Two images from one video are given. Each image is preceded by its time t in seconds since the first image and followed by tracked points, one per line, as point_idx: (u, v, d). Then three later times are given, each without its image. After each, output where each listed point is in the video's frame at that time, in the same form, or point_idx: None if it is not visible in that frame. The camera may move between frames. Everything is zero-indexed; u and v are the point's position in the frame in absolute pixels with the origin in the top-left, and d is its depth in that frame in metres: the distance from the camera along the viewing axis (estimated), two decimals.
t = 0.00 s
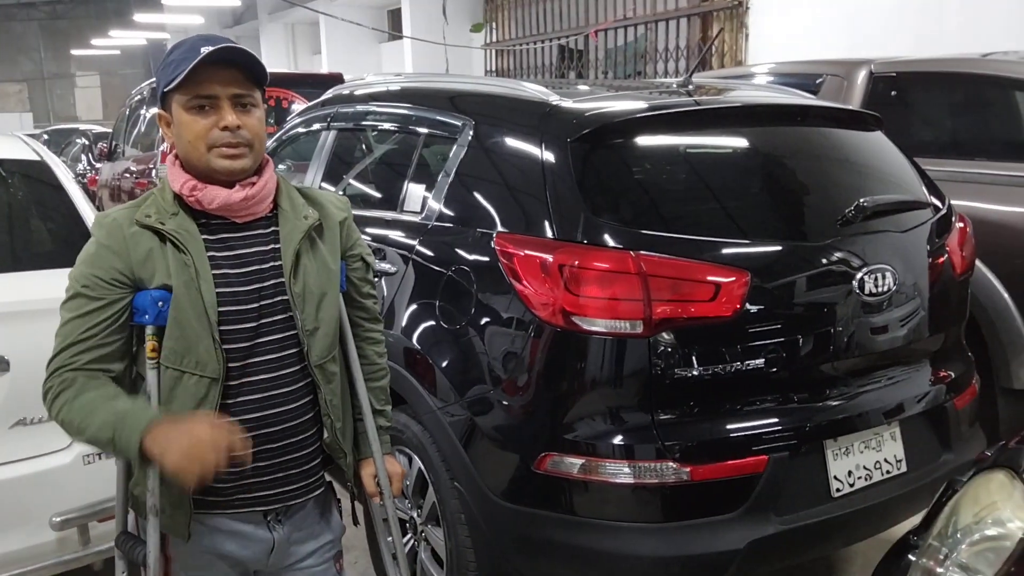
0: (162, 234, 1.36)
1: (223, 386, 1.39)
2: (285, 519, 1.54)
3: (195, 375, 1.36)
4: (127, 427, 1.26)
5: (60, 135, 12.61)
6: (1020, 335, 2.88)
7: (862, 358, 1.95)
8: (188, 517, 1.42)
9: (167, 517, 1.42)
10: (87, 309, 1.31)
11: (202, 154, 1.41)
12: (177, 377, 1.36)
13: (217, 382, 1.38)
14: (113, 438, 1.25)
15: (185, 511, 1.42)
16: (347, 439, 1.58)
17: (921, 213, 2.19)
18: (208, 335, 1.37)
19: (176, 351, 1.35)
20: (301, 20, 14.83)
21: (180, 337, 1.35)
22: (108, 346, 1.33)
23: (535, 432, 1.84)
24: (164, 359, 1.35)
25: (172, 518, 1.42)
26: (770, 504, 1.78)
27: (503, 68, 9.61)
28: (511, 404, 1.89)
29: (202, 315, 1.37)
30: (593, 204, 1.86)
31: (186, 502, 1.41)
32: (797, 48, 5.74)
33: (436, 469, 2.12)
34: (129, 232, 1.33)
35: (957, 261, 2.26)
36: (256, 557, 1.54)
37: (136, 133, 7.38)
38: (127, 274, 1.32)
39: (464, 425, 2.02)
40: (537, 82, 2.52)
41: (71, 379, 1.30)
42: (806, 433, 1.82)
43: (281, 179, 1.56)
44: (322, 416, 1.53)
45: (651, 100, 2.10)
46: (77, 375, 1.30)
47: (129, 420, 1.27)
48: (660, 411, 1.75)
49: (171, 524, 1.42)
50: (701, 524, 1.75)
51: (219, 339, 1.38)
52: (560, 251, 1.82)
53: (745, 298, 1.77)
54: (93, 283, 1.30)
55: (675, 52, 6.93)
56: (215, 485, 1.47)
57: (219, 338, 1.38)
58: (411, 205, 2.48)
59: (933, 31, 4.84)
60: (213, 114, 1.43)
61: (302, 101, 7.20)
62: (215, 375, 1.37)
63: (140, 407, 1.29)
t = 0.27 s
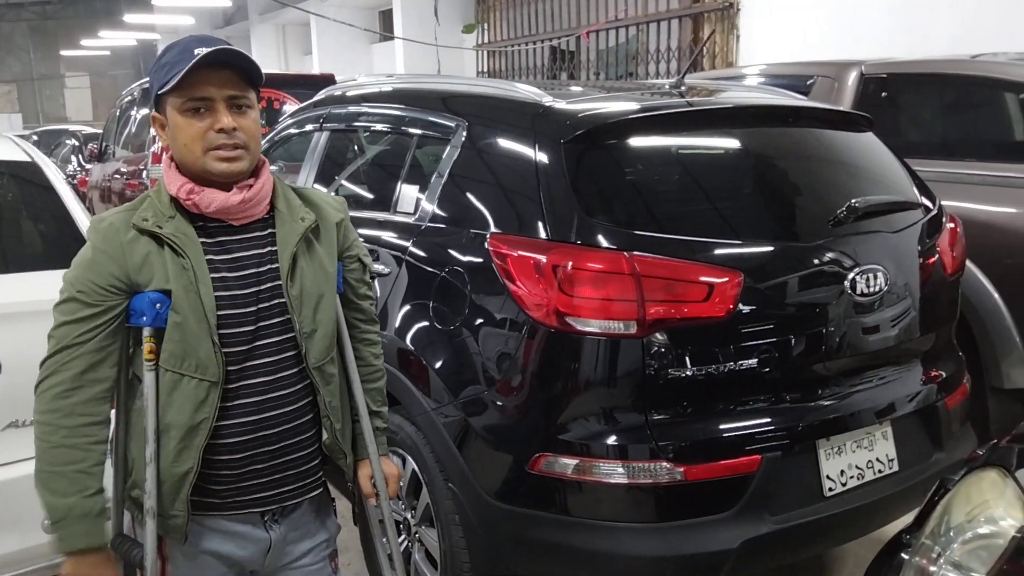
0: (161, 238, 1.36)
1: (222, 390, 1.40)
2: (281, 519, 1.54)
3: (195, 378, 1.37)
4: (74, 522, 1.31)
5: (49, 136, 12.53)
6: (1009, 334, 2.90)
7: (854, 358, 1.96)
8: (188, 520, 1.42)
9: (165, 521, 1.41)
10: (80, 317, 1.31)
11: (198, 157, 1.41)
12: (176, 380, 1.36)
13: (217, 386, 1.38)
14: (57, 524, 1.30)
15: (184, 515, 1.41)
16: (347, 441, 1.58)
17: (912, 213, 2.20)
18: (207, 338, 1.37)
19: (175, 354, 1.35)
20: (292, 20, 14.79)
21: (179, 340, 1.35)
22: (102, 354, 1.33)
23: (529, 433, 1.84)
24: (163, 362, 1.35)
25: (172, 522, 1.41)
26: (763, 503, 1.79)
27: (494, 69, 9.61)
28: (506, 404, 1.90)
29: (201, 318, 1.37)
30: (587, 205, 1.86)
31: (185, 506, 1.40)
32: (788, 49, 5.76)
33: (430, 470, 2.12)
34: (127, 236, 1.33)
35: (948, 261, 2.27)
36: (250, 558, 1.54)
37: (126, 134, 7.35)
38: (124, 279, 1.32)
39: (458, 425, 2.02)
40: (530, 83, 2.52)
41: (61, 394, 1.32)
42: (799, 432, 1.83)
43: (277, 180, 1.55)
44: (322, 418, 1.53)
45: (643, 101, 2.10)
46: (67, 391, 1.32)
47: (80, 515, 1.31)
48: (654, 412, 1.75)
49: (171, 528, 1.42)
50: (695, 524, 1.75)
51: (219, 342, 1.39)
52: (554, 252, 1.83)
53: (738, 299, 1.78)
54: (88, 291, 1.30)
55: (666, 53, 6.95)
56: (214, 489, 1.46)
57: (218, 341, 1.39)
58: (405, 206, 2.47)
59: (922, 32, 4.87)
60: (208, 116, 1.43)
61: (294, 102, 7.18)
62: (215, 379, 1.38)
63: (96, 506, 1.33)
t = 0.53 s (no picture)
0: (150, 242, 1.35)
1: (214, 392, 1.40)
2: (273, 521, 1.54)
3: (188, 380, 1.37)
4: (70, 527, 1.35)
5: (40, 138, 12.47)
6: (1001, 335, 2.92)
7: (847, 359, 1.97)
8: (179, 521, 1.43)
9: (156, 521, 1.42)
10: (76, 322, 1.32)
11: (183, 165, 1.41)
12: (169, 381, 1.37)
13: (209, 387, 1.39)
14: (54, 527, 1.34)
15: (174, 517, 1.42)
16: (340, 443, 1.57)
17: (905, 215, 2.22)
18: (200, 342, 1.37)
19: (168, 355, 1.36)
20: (285, 21, 14.76)
21: (172, 342, 1.35)
22: (100, 358, 1.34)
23: (524, 433, 1.85)
24: (156, 363, 1.36)
25: (162, 524, 1.42)
26: (756, 503, 1.80)
27: (488, 71, 9.63)
28: (501, 405, 1.90)
29: (194, 321, 1.37)
30: (581, 206, 1.86)
31: (175, 507, 1.41)
32: (780, 51, 5.79)
33: (425, 471, 2.12)
34: (118, 240, 1.33)
35: (940, 262, 2.29)
36: (244, 558, 1.54)
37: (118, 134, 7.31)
38: (115, 283, 1.32)
39: (453, 426, 2.02)
40: (524, 84, 2.53)
41: (62, 400, 1.33)
42: (792, 433, 1.84)
43: (269, 181, 1.55)
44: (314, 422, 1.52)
45: (637, 103, 2.11)
46: (66, 397, 1.33)
47: (75, 520, 1.34)
48: (648, 412, 1.76)
49: (162, 529, 1.42)
50: (690, 524, 1.76)
51: (211, 344, 1.39)
52: (549, 253, 1.83)
53: (732, 300, 1.79)
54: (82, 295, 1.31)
55: (659, 55, 6.97)
56: (206, 490, 1.46)
57: (211, 345, 1.38)
58: (399, 207, 2.47)
59: (913, 35, 4.89)
60: (191, 123, 1.42)
61: (287, 102, 7.17)
62: (207, 381, 1.38)
63: (93, 512, 1.36)
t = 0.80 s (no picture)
0: (140, 243, 1.36)
1: (206, 391, 1.40)
2: (268, 520, 1.54)
3: (180, 378, 1.37)
4: (70, 526, 1.33)
5: (35, 137, 12.43)
6: (997, 335, 2.93)
7: (844, 358, 1.97)
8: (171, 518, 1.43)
9: (150, 518, 1.42)
10: (69, 322, 1.31)
11: (162, 172, 1.41)
12: (161, 379, 1.37)
13: (201, 386, 1.39)
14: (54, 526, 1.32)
15: (167, 514, 1.42)
16: (333, 445, 1.57)
17: (901, 215, 2.22)
18: (191, 340, 1.38)
19: (160, 354, 1.36)
20: (281, 20, 14.74)
21: (163, 341, 1.36)
22: (94, 356, 1.33)
23: (521, 433, 1.85)
24: (149, 361, 1.36)
25: (156, 521, 1.42)
26: (753, 502, 1.80)
27: (485, 71, 9.63)
28: (499, 403, 1.90)
29: (184, 320, 1.37)
30: (579, 206, 1.87)
31: (168, 504, 1.41)
32: (777, 52, 5.80)
33: (423, 470, 2.12)
34: (108, 241, 1.34)
35: (936, 263, 2.30)
36: (240, 555, 1.54)
37: (114, 133, 7.29)
38: (106, 282, 1.32)
39: (451, 426, 2.02)
40: (521, 84, 2.53)
41: (59, 399, 1.33)
42: (789, 432, 1.85)
43: (261, 180, 1.55)
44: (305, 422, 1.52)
45: (634, 103, 2.11)
46: (64, 395, 1.33)
47: (76, 518, 1.33)
48: (646, 412, 1.76)
49: (156, 526, 1.43)
50: (688, 523, 1.76)
51: (203, 344, 1.39)
52: (547, 252, 1.83)
53: (730, 300, 1.79)
54: (74, 295, 1.31)
55: (656, 56, 6.97)
56: (199, 488, 1.46)
57: (202, 344, 1.39)
58: (397, 207, 2.47)
59: (910, 36, 4.90)
60: (166, 129, 1.42)
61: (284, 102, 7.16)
62: (199, 379, 1.39)
63: (92, 510, 1.34)
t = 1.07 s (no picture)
0: (131, 241, 1.36)
1: (199, 388, 1.40)
2: (264, 517, 1.54)
3: (173, 375, 1.38)
4: (75, 524, 1.33)
5: (33, 136, 12.40)
6: (995, 334, 2.94)
7: (843, 357, 1.98)
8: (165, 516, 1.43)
9: (144, 516, 1.42)
10: (64, 322, 1.32)
11: (152, 170, 1.41)
12: (154, 375, 1.37)
13: (193, 383, 1.39)
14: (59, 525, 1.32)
15: (161, 511, 1.42)
16: (320, 445, 1.57)
17: (901, 215, 2.23)
18: (183, 336, 1.38)
19: (153, 351, 1.37)
20: (279, 18, 14.73)
21: (156, 339, 1.36)
22: (89, 354, 1.33)
23: (521, 431, 1.85)
24: (142, 359, 1.36)
25: (150, 518, 1.42)
26: (752, 500, 1.81)
27: (483, 69, 9.63)
28: (499, 402, 1.90)
29: (176, 317, 1.38)
30: (579, 205, 1.87)
31: (162, 502, 1.41)
32: (775, 51, 5.80)
33: (422, 468, 2.13)
34: (99, 240, 1.34)
35: (935, 262, 2.30)
36: (238, 552, 1.55)
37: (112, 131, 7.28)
38: (98, 280, 1.33)
39: (451, 424, 2.03)
40: (521, 83, 2.53)
41: (56, 399, 1.33)
42: (788, 430, 1.85)
43: (250, 178, 1.54)
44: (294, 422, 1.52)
45: (634, 102, 2.11)
46: (60, 394, 1.33)
47: (80, 516, 1.33)
48: (646, 410, 1.76)
49: (151, 524, 1.43)
50: (687, 521, 1.77)
51: (195, 340, 1.40)
52: (547, 251, 1.84)
53: (729, 298, 1.80)
54: (67, 294, 1.31)
55: (655, 54, 6.98)
56: (192, 486, 1.46)
57: (194, 341, 1.39)
58: (397, 206, 2.47)
59: (908, 35, 4.91)
60: (156, 128, 1.41)
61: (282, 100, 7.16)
62: (192, 376, 1.39)
63: (96, 507, 1.35)
